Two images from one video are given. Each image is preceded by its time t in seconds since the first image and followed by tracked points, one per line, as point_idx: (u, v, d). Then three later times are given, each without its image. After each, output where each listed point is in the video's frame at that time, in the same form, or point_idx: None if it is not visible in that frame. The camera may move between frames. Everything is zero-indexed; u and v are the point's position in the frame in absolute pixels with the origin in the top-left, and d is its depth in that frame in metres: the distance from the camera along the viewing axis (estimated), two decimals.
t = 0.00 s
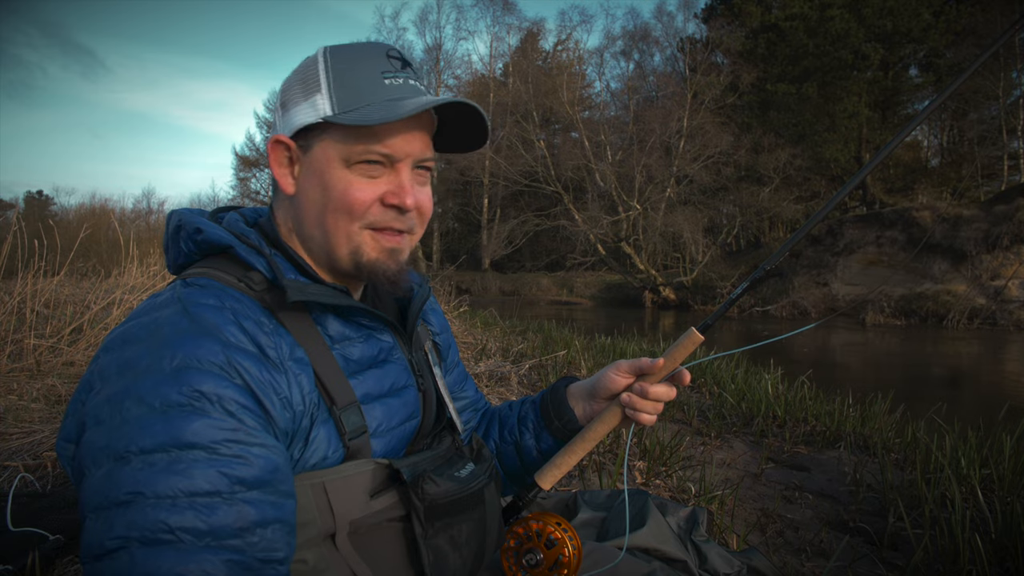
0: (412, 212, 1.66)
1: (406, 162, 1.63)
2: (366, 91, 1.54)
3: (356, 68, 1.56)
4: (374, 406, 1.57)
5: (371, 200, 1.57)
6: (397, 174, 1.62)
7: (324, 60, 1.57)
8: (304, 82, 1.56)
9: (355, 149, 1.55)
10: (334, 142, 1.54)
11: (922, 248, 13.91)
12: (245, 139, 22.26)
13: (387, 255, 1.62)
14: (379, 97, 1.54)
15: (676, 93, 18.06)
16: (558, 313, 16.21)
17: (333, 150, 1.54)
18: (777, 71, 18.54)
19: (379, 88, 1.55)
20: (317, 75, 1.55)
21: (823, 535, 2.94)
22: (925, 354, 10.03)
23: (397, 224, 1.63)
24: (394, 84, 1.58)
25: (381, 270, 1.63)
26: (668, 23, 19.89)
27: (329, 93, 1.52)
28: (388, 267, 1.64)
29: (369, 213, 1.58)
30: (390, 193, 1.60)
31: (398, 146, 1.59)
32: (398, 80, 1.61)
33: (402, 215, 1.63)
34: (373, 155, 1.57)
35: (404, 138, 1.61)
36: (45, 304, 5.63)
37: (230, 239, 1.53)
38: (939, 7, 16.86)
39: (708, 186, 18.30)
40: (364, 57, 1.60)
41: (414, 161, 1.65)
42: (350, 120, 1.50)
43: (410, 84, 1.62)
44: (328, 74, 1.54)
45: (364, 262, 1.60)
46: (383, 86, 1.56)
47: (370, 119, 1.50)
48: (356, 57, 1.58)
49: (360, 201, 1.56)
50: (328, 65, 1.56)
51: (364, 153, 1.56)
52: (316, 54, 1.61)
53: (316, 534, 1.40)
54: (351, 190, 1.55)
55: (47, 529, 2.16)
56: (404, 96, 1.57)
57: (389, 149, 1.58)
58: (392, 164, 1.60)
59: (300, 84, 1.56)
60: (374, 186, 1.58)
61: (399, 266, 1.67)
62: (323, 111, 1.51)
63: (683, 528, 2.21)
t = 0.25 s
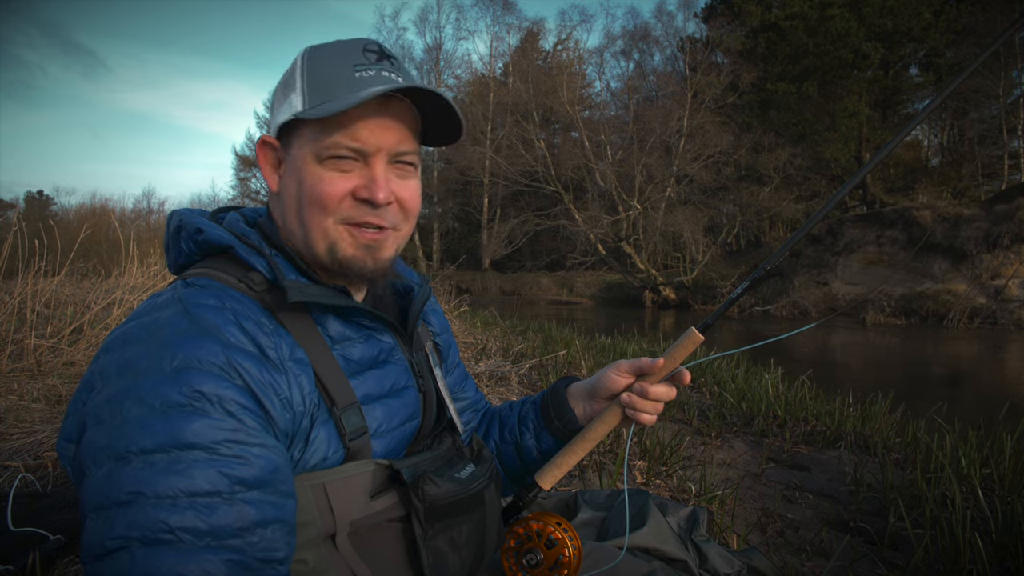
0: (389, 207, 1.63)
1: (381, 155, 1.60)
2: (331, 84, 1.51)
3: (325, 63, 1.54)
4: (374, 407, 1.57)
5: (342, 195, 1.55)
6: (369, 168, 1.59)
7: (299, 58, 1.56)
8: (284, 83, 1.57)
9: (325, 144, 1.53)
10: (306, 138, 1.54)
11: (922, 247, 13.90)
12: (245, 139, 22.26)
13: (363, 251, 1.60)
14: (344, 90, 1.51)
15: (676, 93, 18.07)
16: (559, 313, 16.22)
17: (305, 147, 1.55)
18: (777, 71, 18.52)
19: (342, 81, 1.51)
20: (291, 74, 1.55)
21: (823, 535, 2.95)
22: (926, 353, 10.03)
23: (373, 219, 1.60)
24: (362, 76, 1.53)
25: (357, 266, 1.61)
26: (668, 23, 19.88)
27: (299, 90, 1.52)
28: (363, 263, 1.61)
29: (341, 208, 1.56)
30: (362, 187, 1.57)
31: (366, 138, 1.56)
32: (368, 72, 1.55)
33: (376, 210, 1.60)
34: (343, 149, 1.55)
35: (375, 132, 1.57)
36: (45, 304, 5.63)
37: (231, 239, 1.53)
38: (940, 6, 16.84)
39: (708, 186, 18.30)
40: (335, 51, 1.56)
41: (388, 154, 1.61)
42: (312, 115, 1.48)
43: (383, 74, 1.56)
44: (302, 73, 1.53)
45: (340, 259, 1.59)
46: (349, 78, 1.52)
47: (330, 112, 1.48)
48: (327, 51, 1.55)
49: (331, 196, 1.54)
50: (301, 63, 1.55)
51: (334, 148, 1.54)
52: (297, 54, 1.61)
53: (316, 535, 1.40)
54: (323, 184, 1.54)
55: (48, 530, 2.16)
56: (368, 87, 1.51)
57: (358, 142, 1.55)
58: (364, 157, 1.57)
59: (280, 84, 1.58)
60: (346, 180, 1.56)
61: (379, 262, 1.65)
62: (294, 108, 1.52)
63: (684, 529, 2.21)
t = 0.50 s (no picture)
0: (360, 203, 1.59)
1: (350, 150, 1.58)
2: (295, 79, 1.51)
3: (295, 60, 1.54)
4: (374, 409, 1.57)
5: (311, 191, 1.54)
6: (339, 164, 1.57)
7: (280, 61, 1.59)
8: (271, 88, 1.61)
9: (295, 142, 1.54)
10: (279, 137, 1.56)
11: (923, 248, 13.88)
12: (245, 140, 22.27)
13: (334, 248, 1.57)
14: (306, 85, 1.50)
15: (676, 94, 18.06)
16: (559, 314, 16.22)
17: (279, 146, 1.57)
18: (777, 72, 18.51)
19: (304, 75, 1.49)
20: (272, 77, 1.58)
21: (823, 536, 2.94)
22: (926, 354, 10.02)
23: (343, 216, 1.58)
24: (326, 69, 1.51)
25: (330, 264, 1.58)
26: (668, 24, 19.91)
27: (272, 90, 1.54)
28: (336, 261, 1.59)
29: (311, 205, 1.55)
30: (329, 182, 1.55)
31: (333, 133, 1.55)
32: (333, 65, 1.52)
33: (345, 206, 1.57)
34: (311, 145, 1.54)
35: (344, 126, 1.56)
36: (46, 306, 5.63)
37: (230, 242, 1.53)
38: (940, 7, 16.84)
39: (708, 187, 18.30)
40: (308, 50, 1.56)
41: (357, 149, 1.59)
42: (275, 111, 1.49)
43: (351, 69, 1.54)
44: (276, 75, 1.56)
45: (314, 257, 1.57)
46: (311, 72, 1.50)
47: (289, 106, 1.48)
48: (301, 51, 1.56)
49: (300, 192, 1.54)
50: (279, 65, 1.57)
51: (304, 145, 1.54)
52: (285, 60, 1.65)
53: (316, 536, 1.40)
54: (292, 181, 1.54)
55: (48, 532, 2.15)
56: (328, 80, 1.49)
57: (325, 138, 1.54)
58: (332, 152, 1.56)
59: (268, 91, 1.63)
60: (315, 176, 1.55)
61: (352, 260, 1.61)
62: (268, 107, 1.54)
63: (685, 530, 2.20)
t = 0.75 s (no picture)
0: (358, 206, 1.59)
1: (350, 153, 1.58)
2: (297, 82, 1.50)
3: (298, 61, 1.53)
4: (374, 410, 1.57)
5: (310, 194, 1.55)
6: (338, 167, 1.57)
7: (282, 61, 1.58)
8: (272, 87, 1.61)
9: (295, 142, 1.54)
10: (279, 137, 1.56)
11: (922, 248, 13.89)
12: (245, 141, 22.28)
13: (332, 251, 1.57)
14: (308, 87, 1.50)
15: (676, 94, 18.08)
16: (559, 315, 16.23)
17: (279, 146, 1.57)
18: (777, 72, 18.52)
19: (306, 78, 1.49)
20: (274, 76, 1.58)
21: (823, 536, 2.94)
22: (926, 354, 10.04)
23: (341, 219, 1.58)
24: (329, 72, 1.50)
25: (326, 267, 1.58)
26: (668, 24, 19.92)
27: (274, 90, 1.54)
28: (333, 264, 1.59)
29: (310, 207, 1.55)
30: (328, 185, 1.55)
31: (333, 135, 1.55)
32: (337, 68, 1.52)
33: (343, 209, 1.57)
34: (310, 147, 1.54)
35: (344, 130, 1.56)
36: (46, 307, 5.64)
37: (229, 242, 1.54)
38: (939, 7, 16.85)
39: (708, 187, 18.31)
40: (311, 50, 1.55)
41: (357, 152, 1.59)
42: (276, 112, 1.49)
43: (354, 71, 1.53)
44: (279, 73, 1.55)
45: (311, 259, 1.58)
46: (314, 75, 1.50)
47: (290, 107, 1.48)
48: (303, 51, 1.55)
49: (299, 194, 1.54)
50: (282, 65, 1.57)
51: (303, 146, 1.54)
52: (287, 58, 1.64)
53: (316, 537, 1.41)
54: (292, 183, 1.55)
55: (48, 533, 2.15)
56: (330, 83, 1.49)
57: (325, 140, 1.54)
58: (331, 155, 1.56)
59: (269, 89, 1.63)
60: (314, 179, 1.55)
61: (350, 263, 1.62)
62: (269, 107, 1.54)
63: (685, 530, 2.20)
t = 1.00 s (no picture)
0: (364, 210, 1.60)
1: (357, 157, 1.58)
2: (306, 84, 1.50)
3: (306, 63, 1.53)
4: (376, 410, 1.57)
5: (318, 198, 1.55)
6: (345, 170, 1.57)
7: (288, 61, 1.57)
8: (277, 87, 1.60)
9: (301, 146, 1.54)
10: (286, 139, 1.55)
11: (923, 246, 13.89)
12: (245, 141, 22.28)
13: (338, 255, 1.58)
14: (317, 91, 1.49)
15: (676, 93, 18.07)
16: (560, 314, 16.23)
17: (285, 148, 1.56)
18: (777, 71, 18.50)
19: (316, 82, 1.49)
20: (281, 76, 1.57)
21: (824, 535, 2.94)
22: (927, 353, 10.04)
23: (348, 223, 1.58)
24: (339, 76, 1.50)
25: (332, 269, 1.59)
26: (668, 23, 19.93)
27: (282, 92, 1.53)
28: (339, 267, 1.59)
29: (317, 211, 1.56)
30: (335, 189, 1.56)
31: (341, 139, 1.55)
32: (347, 72, 1.51)
33: (350, 213, 1.58)
34: (317, 150, 1.54)
35: (350, 133, 1.55)
36: (46, 307, 5.64)
37: (232, 242, 1.54)
38: (940, 6, 16.85)
39: (709, 186, 18.31)
40: (318, 52, 1.54)
41: (364, 156, 1.59)
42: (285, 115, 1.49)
43: (361, 75, 1.52)
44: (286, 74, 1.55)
45: (317, 262, 1.58)
46: (324, 77, 1.49)
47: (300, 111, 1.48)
48: (311, 53, 1.54)
49: (307, 197, 1.55)
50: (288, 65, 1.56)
51: (309, 150, 1.54)
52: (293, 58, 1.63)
53: (318, 537, 1.41)
54: (299, 186, 1.55)
55: (49, 533, 2.15)
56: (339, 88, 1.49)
57: (333, 144, 1.54)
58: (339, 158, 1.56)
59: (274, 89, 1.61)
60: (321, 182, 1.56)
61: (355, 266, 1.62)
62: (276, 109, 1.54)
63: (685, 529, 2.20)
